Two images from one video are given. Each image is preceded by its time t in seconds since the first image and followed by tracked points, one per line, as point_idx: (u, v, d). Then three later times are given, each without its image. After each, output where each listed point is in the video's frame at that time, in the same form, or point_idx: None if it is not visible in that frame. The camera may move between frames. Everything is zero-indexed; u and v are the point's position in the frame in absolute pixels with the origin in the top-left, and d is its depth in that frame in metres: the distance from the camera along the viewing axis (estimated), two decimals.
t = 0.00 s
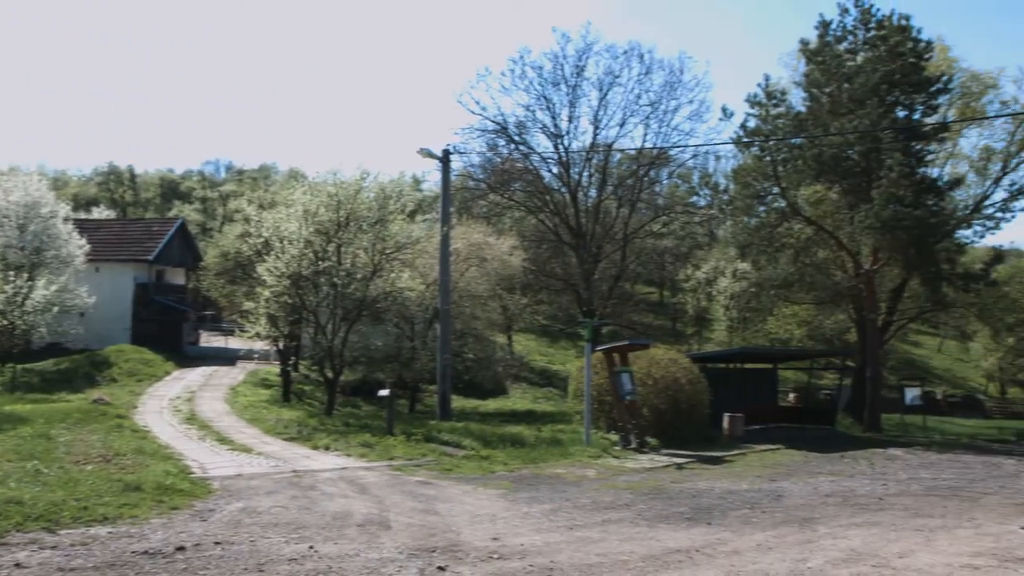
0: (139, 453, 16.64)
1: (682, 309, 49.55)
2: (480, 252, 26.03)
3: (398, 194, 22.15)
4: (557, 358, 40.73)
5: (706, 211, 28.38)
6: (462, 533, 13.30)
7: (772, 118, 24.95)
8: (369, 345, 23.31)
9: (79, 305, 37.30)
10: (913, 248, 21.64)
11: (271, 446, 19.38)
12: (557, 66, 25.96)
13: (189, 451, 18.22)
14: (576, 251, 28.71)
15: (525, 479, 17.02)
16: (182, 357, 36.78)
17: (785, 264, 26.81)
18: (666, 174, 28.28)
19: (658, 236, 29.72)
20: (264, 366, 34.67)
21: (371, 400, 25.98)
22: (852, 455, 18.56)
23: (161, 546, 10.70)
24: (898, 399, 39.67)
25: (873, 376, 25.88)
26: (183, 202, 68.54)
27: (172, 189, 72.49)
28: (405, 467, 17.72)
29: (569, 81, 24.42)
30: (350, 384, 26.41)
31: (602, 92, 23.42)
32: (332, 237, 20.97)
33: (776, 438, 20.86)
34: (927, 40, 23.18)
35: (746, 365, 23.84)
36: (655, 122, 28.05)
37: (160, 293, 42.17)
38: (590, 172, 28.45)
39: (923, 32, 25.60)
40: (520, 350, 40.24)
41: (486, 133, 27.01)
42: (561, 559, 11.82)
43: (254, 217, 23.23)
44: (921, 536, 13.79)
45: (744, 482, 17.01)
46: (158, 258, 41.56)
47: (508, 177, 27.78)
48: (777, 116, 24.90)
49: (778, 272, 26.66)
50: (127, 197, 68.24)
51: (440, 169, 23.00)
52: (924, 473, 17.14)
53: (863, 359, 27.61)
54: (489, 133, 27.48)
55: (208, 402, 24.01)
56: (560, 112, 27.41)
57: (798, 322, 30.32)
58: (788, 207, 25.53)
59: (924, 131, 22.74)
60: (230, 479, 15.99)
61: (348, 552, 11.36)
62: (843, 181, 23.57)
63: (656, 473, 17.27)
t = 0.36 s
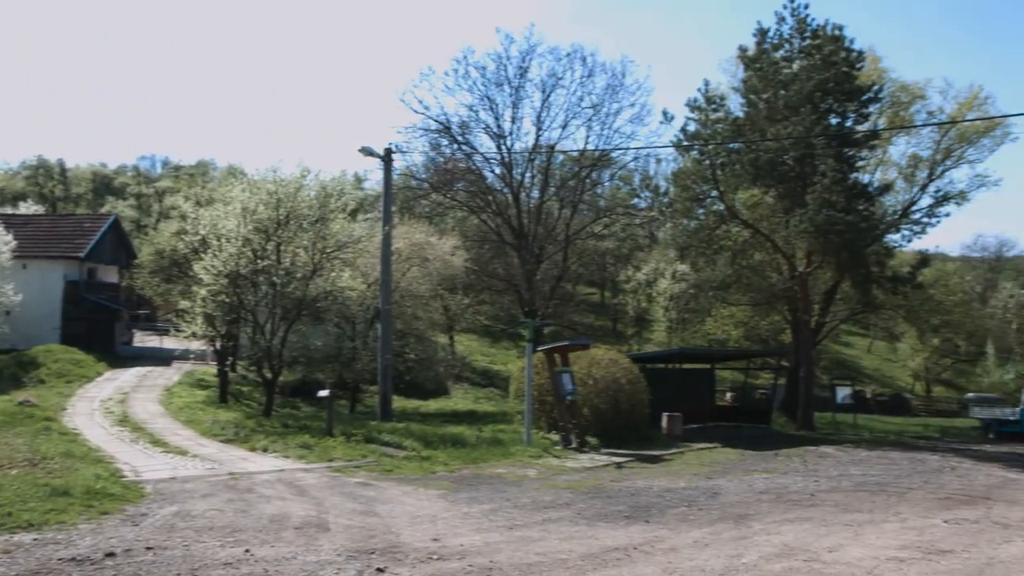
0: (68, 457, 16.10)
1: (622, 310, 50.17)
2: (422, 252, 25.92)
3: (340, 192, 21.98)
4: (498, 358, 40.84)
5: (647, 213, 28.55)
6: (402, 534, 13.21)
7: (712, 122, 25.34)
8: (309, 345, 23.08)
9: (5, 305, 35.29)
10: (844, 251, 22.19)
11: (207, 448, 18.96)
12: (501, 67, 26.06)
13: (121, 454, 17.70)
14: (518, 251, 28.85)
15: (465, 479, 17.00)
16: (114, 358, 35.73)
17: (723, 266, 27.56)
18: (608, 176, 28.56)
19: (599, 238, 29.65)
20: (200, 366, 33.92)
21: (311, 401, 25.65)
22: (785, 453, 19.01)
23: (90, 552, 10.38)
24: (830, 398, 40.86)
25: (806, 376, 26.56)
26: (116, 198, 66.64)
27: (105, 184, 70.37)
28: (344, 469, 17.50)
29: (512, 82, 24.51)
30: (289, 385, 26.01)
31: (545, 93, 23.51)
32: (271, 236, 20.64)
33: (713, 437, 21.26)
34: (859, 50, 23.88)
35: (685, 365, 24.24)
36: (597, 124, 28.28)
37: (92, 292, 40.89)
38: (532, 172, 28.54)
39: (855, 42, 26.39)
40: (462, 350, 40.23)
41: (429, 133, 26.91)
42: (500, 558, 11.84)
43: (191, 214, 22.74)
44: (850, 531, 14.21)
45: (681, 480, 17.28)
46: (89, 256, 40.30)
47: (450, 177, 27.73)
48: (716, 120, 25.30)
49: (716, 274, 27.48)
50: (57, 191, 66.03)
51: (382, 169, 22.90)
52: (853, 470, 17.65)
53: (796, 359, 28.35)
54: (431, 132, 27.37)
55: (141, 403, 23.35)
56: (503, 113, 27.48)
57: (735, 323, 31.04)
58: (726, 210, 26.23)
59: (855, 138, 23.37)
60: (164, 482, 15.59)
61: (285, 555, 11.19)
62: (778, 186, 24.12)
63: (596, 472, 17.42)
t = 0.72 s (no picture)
0: (4, 460, 15.59)
1: (573, 310, 50.62)
2: (373, 251, 25.76)
3: (290, 190, 21.73)
4: (450, 358, 40.83)
5: (599, 215, 28.73)
6: (352, 535, 13.09)
7: (663, 125, 25.59)
8: (258, 345, 22.63)
9: None
10: (791, 253, 22.60)
11: (152, 450, 18.55)
12: (455, 66, 26.06)
13: (61, 457, 17.21)
14: (470, 251, 28.80)
15: (416, 480, 16.92)
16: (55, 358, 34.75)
17: (673, 267, 28.29)
18: (560, 177, 28.66)
19: (551, 238, 29.82)
20: (145, 367, 33.19)
21: (260, 402, 25.27)
22: (733, 452, 19.29)
23: (27, 559, 10.07)
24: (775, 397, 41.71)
25: (754, 376, 27.03)
26: (58, 194, 64.89)
27: (46, 179, 68.50)
28: (293, 470, 17.27)
29: (466, 82, 24.47)
30: (237, 385, 25.58)
31: (498, 94, 23.52)
32: (219, 234, 20.25)
33: (662, 436, 21.51)
34: (805, 57, 24.39)
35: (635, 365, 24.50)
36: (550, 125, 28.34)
37: (31, 290, 39.71)
38: (485, 172, 28.48)
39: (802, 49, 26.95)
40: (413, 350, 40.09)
41: (381, 132, 26.71)
42: (450, 559, 11.80)
43: (136, 210, 22.24)
44: (795, 528, 14.50)
45: (631, 479, 17.42)
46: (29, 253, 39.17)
47: (402, 176, 27.60)
48: (666, 123, 25.53)
49: (666, 275, 28.27)
50: None
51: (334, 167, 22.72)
52: (799, 468, 17.99)
53: (744, 359, 28.89)
54: (384, 131, 27.19)
55: (83, 405, 22.73)
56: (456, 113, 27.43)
57: (684, 323, 31.57)
58: (676, 212, 26.61)
59: (801, 143, 23.82)
60: (106, 485, 15.21)
61: (232, 558, 11.01)
62: (727, 189, 24.47)
63: (547, 472, 17.49)
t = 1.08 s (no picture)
0: None
1: (527, 310, 50.81)
2: (326, 250, 25.51)
3: (241, 188, 21.43)
4: (403, 358, 40.66)
5: (552, 216, 28.81)
6: (302, 538, 12.94)
7: (616, 127, 25.79)
8: (207, 345, 22.49)
9: None
10: (741, 254, 22.98)
11: (96, 452, 18.11)
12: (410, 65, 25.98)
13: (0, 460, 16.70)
14: (424, 251, 28.69)
15: (368, 481, 16.80)
16: None
17: (626, 268, 28.55)
18: (515, 178, 28.71)
19: (505, 239, 29.80)
20: (90, 367, 32.38)
21: (209, 403, 24.86)
22: (683, 451, 19.53)
23: None
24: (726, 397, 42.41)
25: (705, 376, 27.41)
26: None
27: None
28: (243, 472, 17.02)
29: (421, 81, 24.38)
30: (185, 386, 25.13)
31: (453, 94, 23.49)
32: (168, 232, 19.87)
33: (614, 435, 21.71)
34: (755, 62, 24.84)
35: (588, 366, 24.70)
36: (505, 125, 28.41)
37: None
38: (439, 172, 28.47)
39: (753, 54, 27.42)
40: (366, 350, 39.82)
41: (334, 130, 26.48)
42: (402, 560, 11.74)
43: (80, 207, 21.71)
44: (743, 525, 14.74)
45: (584, 479, 17.53)
46: None
47: (356, 175, 27.33)
48: (620, 125, 25.72)
49: (619, 276, 28.43)
50: None
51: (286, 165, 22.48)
52: (747, 466, 18.28)
53: (695, 359, 29.30)
54: (337, 129, 26.96)
55: (24, 406, 22.10)
56: (411, 112, 27.29)
57: (637, 324, 31.95)
58: (629, 213, 26.90)
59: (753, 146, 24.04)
60: (47, 489, 14.79)
61: (178, 562, 10.80)
62: (679, 191, 24.92)
63: (500, 472, 17.52)
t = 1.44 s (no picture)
0: None
1: (487, 310, 50.86)
2: (285, 250, 25.23)
3: (198, 186, 21.10)
4: (363, 358, 40.39)
5: (513, 216, 28.87)
6: (258, 540, 12.78)
7: (577, 128, 25.93)
8: (163, 345, 22.06)
9: None
10: (700, 256, 23.27)
11: (45, 455, 17.67)
12: (371, 64, 25.86)
13: None
14: (384, 250, 28.52)
15: (326, 482, 16.65)
16: None
17: (586, 268, 28.66)
18: (476, 178, 28.66)
19: (465, 239, 29.89)
20: (39, 367, 31.56)
21: (164, 404, 24.44)
22: (642, 450, 19.66)
23: None
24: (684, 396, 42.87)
25: (663, 376, 27.67)
26: None
27: None
28: (199, 473, 16.74)
29: (382, 80, 24.22)
30: (140, 386, 24.67)
31: (414, 94, 23.39)
32: (122, 229, 19.49)
33: (574, 435, 21.81)
34: (714, 66, 25.17)
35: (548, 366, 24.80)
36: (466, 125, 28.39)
37: None
38: (400, 172, 28.33)
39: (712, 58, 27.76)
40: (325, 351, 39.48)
41: (294, 128, 26.20)
42: (361, 561, 11.66)
43: (30, 204, 21.21)
44: (700, 523, 14.90)
45: (543, 478, 17.58)
46: None
47: (316, 174, 27.03)
48: (581, 126, 25.85)
49: (579, 277, 28.55)
50: None
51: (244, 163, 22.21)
52: (705, 465, 18.47)
53: (654, 359, 29.56)
54: (297, 127, 26.69)
55: None
56: (372, 111, 27.08)
57: (596, 325, 32.17)
58: (589, 215, 27.07)
59: (711, 149, 24.50)
60: None
61: (131, 567, 10.59)
62: (638, 192, 25.19)
63: (460, 473, 17.49)
